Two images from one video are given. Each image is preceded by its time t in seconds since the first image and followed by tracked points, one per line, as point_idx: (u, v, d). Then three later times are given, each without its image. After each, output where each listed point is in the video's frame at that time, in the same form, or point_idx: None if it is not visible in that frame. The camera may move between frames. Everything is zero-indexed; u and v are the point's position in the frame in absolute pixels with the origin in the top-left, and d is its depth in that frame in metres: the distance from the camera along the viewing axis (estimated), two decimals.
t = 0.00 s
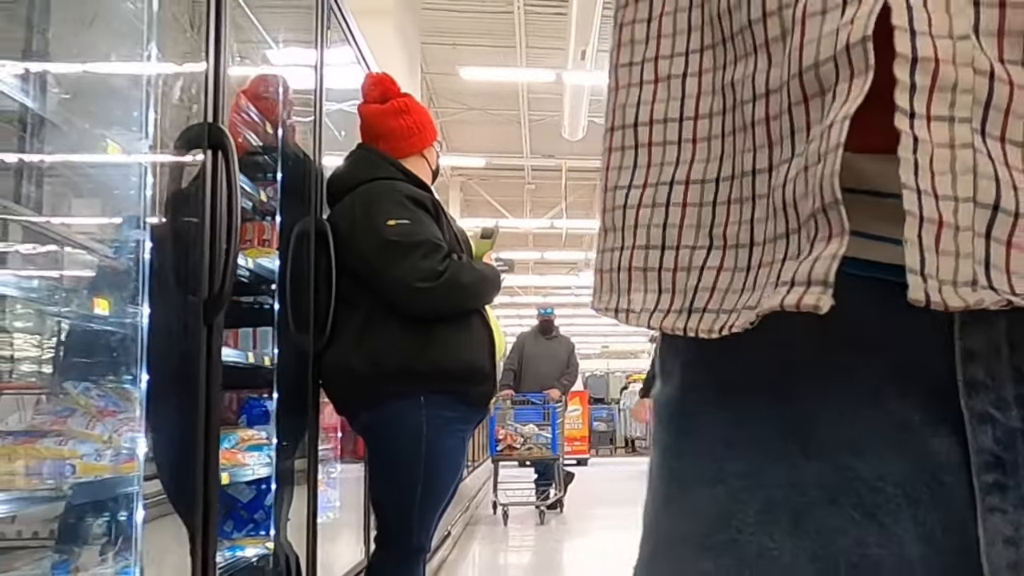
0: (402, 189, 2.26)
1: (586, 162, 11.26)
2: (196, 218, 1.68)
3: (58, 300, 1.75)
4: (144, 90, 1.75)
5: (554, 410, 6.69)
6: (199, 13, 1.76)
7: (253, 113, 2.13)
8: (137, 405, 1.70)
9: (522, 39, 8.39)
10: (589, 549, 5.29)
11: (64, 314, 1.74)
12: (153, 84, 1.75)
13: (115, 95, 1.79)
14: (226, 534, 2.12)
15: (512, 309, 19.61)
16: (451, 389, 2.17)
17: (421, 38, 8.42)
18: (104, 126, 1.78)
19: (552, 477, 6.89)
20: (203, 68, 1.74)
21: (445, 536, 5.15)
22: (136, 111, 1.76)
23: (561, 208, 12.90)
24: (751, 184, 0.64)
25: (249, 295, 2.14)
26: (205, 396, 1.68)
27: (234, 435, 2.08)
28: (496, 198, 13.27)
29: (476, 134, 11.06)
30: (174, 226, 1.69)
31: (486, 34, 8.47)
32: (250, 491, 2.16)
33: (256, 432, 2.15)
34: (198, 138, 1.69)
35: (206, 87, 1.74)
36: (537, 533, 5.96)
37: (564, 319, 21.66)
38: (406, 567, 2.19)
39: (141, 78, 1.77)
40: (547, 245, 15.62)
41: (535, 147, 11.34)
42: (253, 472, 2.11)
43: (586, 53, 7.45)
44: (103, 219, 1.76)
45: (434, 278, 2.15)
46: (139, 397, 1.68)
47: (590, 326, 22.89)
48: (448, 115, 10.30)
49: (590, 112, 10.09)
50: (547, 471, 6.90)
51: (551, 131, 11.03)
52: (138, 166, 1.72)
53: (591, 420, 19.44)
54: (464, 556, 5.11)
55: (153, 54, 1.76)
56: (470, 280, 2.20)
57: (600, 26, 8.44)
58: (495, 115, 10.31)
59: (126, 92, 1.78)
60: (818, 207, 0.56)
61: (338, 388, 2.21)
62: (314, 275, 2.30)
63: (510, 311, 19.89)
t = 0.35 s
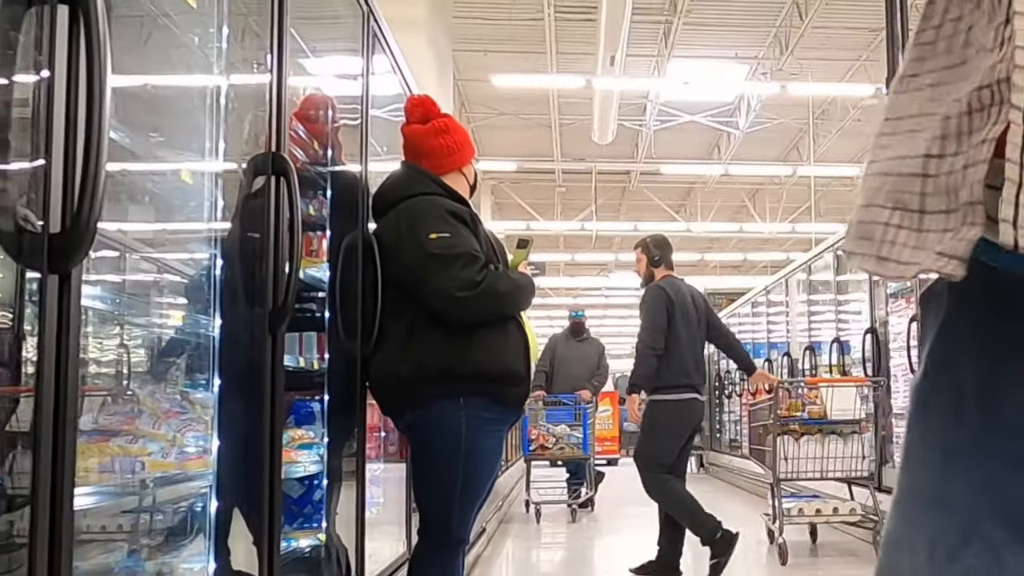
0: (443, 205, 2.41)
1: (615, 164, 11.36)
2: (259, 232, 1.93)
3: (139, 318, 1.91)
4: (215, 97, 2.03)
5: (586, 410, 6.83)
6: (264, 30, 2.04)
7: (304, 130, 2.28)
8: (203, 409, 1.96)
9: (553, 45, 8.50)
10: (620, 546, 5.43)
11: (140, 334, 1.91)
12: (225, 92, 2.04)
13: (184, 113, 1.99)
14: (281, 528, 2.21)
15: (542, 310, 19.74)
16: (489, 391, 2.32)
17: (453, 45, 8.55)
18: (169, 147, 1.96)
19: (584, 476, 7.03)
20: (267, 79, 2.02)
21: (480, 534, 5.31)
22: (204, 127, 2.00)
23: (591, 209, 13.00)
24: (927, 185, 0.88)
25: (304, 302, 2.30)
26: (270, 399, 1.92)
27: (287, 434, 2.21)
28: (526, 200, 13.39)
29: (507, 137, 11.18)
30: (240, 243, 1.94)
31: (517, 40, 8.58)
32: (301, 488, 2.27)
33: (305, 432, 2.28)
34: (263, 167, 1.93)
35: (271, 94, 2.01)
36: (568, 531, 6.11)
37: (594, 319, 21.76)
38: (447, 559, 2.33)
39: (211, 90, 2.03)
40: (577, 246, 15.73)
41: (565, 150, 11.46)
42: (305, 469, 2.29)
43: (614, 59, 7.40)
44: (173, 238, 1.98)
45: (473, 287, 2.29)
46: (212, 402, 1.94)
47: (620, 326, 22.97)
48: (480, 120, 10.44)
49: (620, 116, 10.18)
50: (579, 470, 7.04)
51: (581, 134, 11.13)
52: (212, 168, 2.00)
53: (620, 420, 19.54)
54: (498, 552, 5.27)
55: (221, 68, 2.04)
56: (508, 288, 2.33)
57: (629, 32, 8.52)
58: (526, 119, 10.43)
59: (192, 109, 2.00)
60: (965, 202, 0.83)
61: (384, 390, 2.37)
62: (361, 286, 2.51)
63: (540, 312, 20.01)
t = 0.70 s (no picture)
0: (466, 213, 2.50)
1: (633, 165, 11.42)
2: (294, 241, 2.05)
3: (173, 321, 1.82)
4: (253, 103, 2.13)
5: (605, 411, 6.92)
6: (297, 36, 2.12)
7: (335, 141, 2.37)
8: (238, 410, 2.05)
9: (571, 49, 8.57)
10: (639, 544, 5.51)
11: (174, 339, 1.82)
12: (262, 98, 2.15)
13: (225, 123, 2.07)
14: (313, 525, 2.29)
15: (561, 312, 19.81)
16: (510, 392, 2.41)
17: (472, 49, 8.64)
18: (215, 155, 2.04)
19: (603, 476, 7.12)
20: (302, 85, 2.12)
21: (501, 531, 5.42)
22: (244, 134, 2.11)
23: (610, 210, 13.06)
24: None
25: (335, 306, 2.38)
26: (305, 400, 2.04)
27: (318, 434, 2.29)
28: (545, 201, 13.48)
29: (526, 139, 11.26)
30: (276, 251, 2.04)
31: (536, 43, 8.66)
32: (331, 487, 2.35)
33: (334, 432, 2.36)
34: (298, 179, 2.07)
35: (305, 101, 2.12)
36: (587, 529, 6.20)
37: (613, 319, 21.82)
38: (471, 553, 2.42)
39: (249, 96, 2.13)
40: (596, 246, 15.80)
41: (584, 151, 11.54)
42: (334, 467, 2.36)
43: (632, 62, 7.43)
44: (213, 242, 2.02)
45: (496, 292, 2.37)
46: (250, 403, 2.05)
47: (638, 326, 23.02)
48: (499, 122, 10.53)
49: (638, 117, 10.24)
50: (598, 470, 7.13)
51: (599, 136, 11.19)
52: (254, 174, 2.11)
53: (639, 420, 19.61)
54: (519, 550, 5.37)
55: (255, 77, 2.14)
56: (528, 292, 2.42)
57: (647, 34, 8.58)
58: (545, 121, 10.51)
59: (230, 116, 2.09)
60: None
61: (410, 390, 2.46)
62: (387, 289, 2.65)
63: (559, 312, 20.10)
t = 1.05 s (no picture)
0: (479, 217, 2.54)
1: (643, 165, 11.45)
2: (310, 245, 2.11)
3: (191, 324, 1.69)
4: (272, 108, 2.18)
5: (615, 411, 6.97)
6: (316, 43, 2.21)
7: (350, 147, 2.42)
8: (255, 410, 2.11)
9: (582, 50, 8.60)
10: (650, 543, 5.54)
11: (191, 341, 1.70)
12: (280, 104, 2.22)
13: (241, 127, 2.07)
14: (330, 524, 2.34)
15: (572, 312, 19.83)
16: (522, 393, 2.46)
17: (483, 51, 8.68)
18: (234, 162, 2.05)
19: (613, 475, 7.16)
20: (319, 87, 2.22)
21: (513, 530, 5.46)
22: (265, 140, 2.15)
23: (620, 210, 13.09)
24: None
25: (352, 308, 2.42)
26: (324, 396, 2.12)
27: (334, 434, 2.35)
28: (556, 202, 13.51)
29: (536, 140, 11.29)
30: (295, 255, 2.09)
31: (546, 45, 8.69)
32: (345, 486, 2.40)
33: (349, 431, 2.42)
34: (316, 185, 2.13)
35: (322, 104, 2.21)
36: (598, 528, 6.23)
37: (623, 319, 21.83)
38: (482, 551, 2.44)
39: (267, 101, 2.17)
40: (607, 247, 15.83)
41: (594, 152, 11.58)
42: (349, 468, 2.42)
43: (642, 63, 7.47)
44: (234, 246, 2.04)
45: (507, 295, 2.42)
46: (268, 404, 2.11)
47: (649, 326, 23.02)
48: (510, 123, 10.57)
49: (648, 118, 10.26)
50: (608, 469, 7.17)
51: (609, 136, 11.22)
52: (272, 177, 2.18)
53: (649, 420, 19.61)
54: (530, 549, 5.41)
55: (271, 82, 2.19)
56: (539, 295, 2.46)
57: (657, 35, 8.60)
58: (556, 122, 10.54)
59: (248, 120, 2.10)
60: None
61: (424, 390, 2.51)
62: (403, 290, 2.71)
63: (570, 312, 20.13)
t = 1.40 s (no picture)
0: (480, 217, 2.55)
1: (644, 165, 11.45)
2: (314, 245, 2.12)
3: (192, 323, 1.69)
4: (274, 109, 2.19)
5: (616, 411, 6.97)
6: (317, 43, 2.21)
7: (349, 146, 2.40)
8: (256, 409, 2.11)
9: (583, 49, 8.60)
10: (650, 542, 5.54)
11: (193, 341, 1.71)
12: (282, 104, 2.22)
13: (243, 128, 2.07)
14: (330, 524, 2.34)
15: (574, 312, 19.82)
16: (523, 393, 2.46)
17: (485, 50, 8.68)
18: (236, 162, 2.05)
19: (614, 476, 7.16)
20: (321, 87, 2.22)
21: (513, 530, 5.46)
22: (266, 140, 2.15)
23: (621, 210, 13.09)
24: None
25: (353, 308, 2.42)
26: (325, 399, 2.13)
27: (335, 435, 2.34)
28: (557, 202, 13.51)
29: (538, 139, 11.29)
30: (297, 255, 2.10)
31: (548, 45, 8.69)
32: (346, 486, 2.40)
33: (350, 432, 2.41)
34: (319, 185, 2.15)
35: (324, 105, 2.21)
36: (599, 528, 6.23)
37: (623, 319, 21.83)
38: (484, 551, 2.44)
39: (268, 101, 2.18)
40: (607, 247, 15.83)
41: (595, 152, 11.59)
42: (350, 468, 2.41)
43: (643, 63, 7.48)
44: (235, 246, 2.03)
45: (509, 295, 2.42)
46: (270, 404, 2.11)
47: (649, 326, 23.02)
48: (511, 122, 10.57)
49: (650, 118, 10.25)
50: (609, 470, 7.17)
51: (610, 136, 11.22)
52: (274, 177, 2.17)
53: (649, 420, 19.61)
54: (531, 549, 5.41)
55: (273, 82, 2.19)
56: (541, 295, 2.47)
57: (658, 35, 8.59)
58: (557, 122, 10.54)
59: (250, 120, 2.10)
60: None
61: (425, 390, 2.52)
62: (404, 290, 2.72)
63: (571, 312, 20.13)
